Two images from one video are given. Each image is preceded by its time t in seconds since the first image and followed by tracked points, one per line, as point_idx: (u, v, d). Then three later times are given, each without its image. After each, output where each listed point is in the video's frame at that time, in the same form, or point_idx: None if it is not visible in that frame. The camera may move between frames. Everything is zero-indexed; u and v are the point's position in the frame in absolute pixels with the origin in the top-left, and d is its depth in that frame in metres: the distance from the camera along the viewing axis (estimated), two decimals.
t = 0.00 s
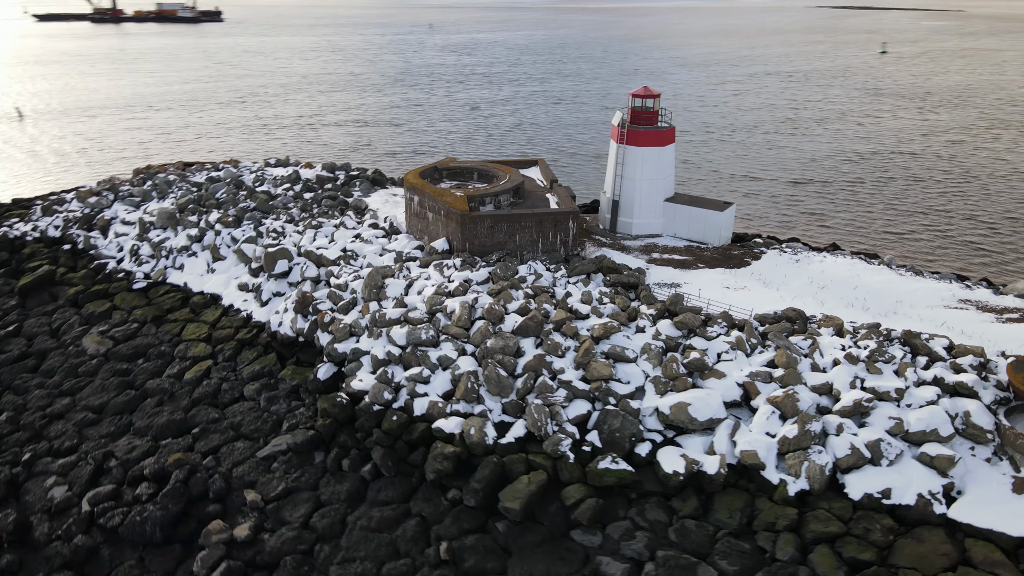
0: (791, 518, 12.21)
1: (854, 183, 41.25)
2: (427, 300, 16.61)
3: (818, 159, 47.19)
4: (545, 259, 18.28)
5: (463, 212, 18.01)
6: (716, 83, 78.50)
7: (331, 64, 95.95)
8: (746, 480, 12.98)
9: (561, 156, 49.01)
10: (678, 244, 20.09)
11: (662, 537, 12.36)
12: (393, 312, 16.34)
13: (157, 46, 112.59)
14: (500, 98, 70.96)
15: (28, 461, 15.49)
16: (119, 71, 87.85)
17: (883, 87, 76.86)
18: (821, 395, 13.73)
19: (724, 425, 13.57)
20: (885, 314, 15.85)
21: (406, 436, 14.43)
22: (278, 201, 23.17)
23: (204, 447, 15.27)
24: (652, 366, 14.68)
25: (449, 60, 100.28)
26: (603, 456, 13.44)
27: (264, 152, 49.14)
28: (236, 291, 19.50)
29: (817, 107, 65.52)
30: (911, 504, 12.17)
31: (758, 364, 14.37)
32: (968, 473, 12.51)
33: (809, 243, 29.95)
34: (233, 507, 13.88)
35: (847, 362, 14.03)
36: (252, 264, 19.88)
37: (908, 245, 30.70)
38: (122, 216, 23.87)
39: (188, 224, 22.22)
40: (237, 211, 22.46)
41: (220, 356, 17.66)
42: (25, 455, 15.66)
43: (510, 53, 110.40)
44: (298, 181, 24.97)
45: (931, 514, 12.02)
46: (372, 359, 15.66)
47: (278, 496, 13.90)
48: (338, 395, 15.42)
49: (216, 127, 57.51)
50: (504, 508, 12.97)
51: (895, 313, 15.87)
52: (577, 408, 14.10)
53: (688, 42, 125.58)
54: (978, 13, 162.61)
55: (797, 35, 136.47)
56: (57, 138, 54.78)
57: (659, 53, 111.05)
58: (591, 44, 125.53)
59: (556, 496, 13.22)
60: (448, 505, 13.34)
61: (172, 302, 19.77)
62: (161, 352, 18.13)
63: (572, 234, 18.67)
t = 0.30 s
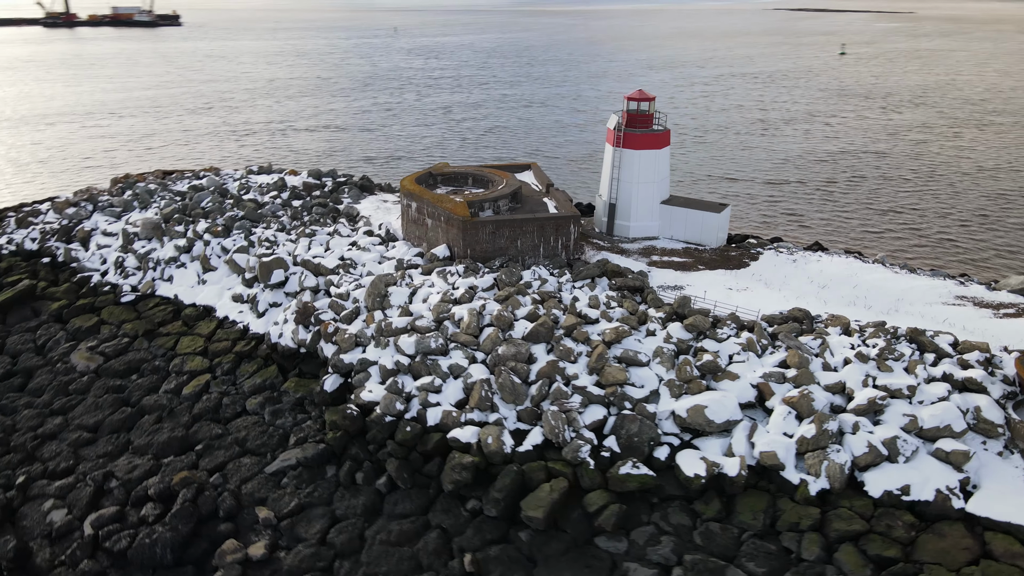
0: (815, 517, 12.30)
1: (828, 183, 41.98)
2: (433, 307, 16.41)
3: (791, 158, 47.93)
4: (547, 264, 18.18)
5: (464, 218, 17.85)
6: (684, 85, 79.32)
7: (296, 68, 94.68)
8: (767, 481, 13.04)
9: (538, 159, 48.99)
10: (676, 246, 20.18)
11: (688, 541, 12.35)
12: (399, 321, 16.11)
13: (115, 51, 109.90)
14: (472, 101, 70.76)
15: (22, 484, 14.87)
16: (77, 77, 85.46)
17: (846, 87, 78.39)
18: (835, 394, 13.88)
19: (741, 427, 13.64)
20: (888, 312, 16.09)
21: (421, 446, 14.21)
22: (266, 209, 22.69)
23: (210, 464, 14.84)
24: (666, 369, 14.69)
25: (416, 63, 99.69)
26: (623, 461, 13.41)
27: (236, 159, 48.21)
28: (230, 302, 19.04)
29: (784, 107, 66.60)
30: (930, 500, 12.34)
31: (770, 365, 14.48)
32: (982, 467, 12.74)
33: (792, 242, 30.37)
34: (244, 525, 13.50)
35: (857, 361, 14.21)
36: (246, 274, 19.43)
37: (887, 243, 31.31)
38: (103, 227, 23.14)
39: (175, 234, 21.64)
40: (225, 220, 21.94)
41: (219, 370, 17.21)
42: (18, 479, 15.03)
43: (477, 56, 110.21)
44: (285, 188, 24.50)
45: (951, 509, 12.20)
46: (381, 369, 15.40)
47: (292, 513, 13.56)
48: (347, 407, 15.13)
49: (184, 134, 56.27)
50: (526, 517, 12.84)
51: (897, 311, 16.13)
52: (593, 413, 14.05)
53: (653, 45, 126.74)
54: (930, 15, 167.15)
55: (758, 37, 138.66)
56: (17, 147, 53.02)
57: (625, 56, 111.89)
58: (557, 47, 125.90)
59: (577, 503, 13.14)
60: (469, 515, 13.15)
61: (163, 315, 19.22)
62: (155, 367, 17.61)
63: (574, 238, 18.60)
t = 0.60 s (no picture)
0: (837, 515, 12.41)
1: (802, 181, 42.67)
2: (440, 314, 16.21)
3: (763, 157, 48.59)
4: (549, 267, 18.09)
5: (466, 223, 17.66)
6: (652, 85, 80.03)
7: (260, 72, 93.19)
8: (786, 480, 13.14)
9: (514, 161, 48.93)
10: (673, 246, 20.26)
11: (713, 543, 12.36)
12: (406, 328, 15.88)
13: (70, 54, 106.86)
14: (442, 104, 70.46)
15: (18, 508, 14.26)
16: (31, 82, 82.87)
17: (809, 87, 79.85)
18: (847, 392, 14.03)
19: (757, 427, 13.72)
20: (889, 309, 16.35)
21: (436, 456, 14.00)
22: (254, 217, 22.22)
23: (216, 481, 14.43)
24: (679, 371, 14.71)
25: (382, 66, 98.87)
26: (642, 464, 13.38)
27: (207, 166, 47.21)
28: (224, 313, 18.56)
29: (752, 107, 67.57)
30: (947, 494, 12.55)
31: (782, 364, 14.59)
32: (993, 459, 13.01)
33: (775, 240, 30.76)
34: (258, 543, 13.13)
35: (867, 358, 14.40)
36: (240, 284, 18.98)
37: (865, 240, 31.90)
38: (83, 238, 22.39)
39: (161, 244, 21.05)
40: (213, 229, 21.40)
41: (218, 383, 16.75)
42: (12, 502, 14.42)
43: (443, 58, 109.78)
44: (271, 195, 24.01)
45: (967, 502, 12.43)
46: (390, 378, 15.16)
47: (307, 528, 13.22)
48: (357, 418, 14.84)
49: (150, 140, 54.91)
50: (550, 525, 12.73)
51: (898, 308, 16.39)
52: (609, 417, 14.00)
53: (617, 46, 127.69)
54: (883, 15, 171.47)
55: (718, 38, 140.59)
56: None
57: (590, 57, 112.51)
58: (522, 48, 125.92)
59: (599, 509, 13.06)
60: (490, 525, 12.98)
61: (154, 328, 18.65)
62: (150, 382, 17.08)
63: (575, 241, 18.55)
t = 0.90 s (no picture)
0: (856, 510, 12.56)
1: (775, 178, 43.32)
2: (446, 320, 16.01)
3: (735, 155, 49.21)
4: (551, 270, 18.00)
5: (467, 227, 17.47)
6: (619, 85, 80.56)
7: (221, 75, 91.38)
8: (803, 477, 13.25)
9: (489, 162, 48.77)
10: (669, 246, 20.34)
11: (736, 542, 12.41)
12: (413, 335, 15.66)
13: (19, 58, 103.39)
14: (410, 106, 69.92)
15: (13, 532, 13.65)
16: None
17: (772, 86, 81.18)
18: (856, 388, 14.23)
19: (771, 425, 13.83)
20: (888, 305, 16.66)
21: (452, 464, 13.81)
22: (242, 224, 21.71)
23: (224, 497, 14.03)
24: (691, 372, 14.75)
25: (346, 68, 97.75)
26: (661, 466, 13.38)
27: (175, 172, 46.08)
28: (218, 323, 18.08)
29: (718, 105, 68.44)
30: (961, 485, 12.78)
31: (791, 362, 14.74)
32: (1002, 450, 13.30)
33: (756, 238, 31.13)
34: (273, 560, 12.78)
35: (873, 354, 14.63)
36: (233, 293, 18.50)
37: (843, 237, 32.49)
38: (61, 249, 21.56)
39: (147, 253, 20.40)
40: (200, 237, 20.84)
41: (217, 396, 16.29)
42: (7, 526, 13.80)
43: (407, 60, 109.02)
44: (256, 201, 23.49)
45: (980, 493, 12.67)
46: (399, 387, 14.92)
47: (323, 542, 12.89)
48: (367, 427, 14.56)
49: (112, 146, 53.36)
50: (572, 530, 12.64)
51: (896, 303, 16.71)
52: (625, 420, 13.97)
53: (581, 46, 128.25)
54: (837, 15, 175.44)
55: (679, 38, 142.14)
56: None
57: (555, 57, 112.82)
58: (486, 49, 125.65)
59: (620, 512, 12.99)
60: (511, 532, 12.83)
61: (144, 341, 18.06)
62: (145, 397, 16.53)
63: (575, 242, 18.47)
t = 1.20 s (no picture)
0: (872, 504, 12.73)
1: (747, 175, 43.87)
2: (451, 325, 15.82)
3: (706, 153, 49.72)
4: (551, 272, 17.91)
5: (467, 231, 17.28)
6: (585, 85, 80.82)
7: (179, 77, 89.29)
8: (817, 472, 13.40)
9: (462, 163, 48.48)
10: (663, 246, 20.41)
11: (758, 540, 12.49)
12: (419, 341, 15.43)
13: None
14: (377, 108, 69.23)
15: (10, 558, 13.04)
16: None
17: (734, 84, 82.37)
18: (864, 382, 14.43)
19: (784, 422, 13.95)
20: (885, 299, 16.96)
21: (467, 472, 13.63)
22: (228, 230, 21.17)
23: (233, 513, 13.63)
24: (701, 371, 14.79)
25: (308, 69, 96.36)
26: (679, 467, 13.39)
27: (140, 179, 44.85)
28: (211, 334, 17.57)
29: (685, 104, 69.15)
30: (970, 476, 13.05)
31: (798, 358, 14.90)
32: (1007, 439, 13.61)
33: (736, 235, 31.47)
34: None
35: (878, 349, 14.87)
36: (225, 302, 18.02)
37: (819, 232, 33.03)
38: (37, 260, 20.76)
39: (131, 263, 19.75)
40: (186, 245, 20.27)
41: (216, 409, 15.83)
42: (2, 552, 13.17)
43: (370, 60, 107.98)
44: (240, 208, 22.96)
45: (989, 482, 12.95)
46: (408, 395, 14.68)
47: (341, 556, 12.60)
48: (377, 436, 14.29)
49: (72, 151, 51.69)
50: (595, 534, 12.57)
51: (892, 298, 17.02)
52: (639, 421, 13.96)
53: (543, 46, 128.47)
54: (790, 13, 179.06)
55: (639, 37, 143.32)
56: None
57: (518, 57, 112.81)
58: (447, 49, 125.09)
59: (640, 514, 12.97)
60: (532, 538, 12.70)
61: (135, 354, 17.46)
62: (140, 412, 15.98)
63: (573, 244, 18.41)
